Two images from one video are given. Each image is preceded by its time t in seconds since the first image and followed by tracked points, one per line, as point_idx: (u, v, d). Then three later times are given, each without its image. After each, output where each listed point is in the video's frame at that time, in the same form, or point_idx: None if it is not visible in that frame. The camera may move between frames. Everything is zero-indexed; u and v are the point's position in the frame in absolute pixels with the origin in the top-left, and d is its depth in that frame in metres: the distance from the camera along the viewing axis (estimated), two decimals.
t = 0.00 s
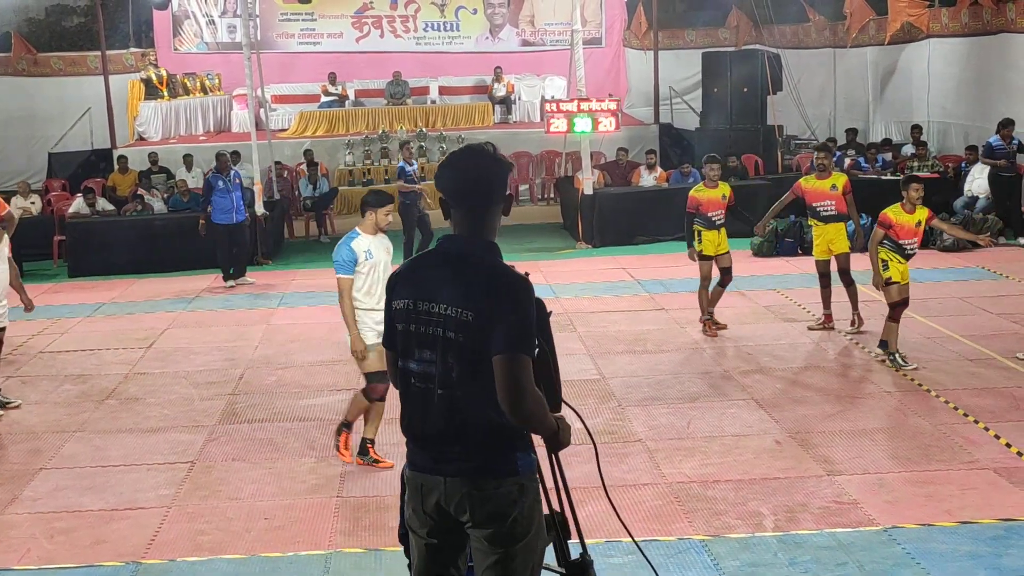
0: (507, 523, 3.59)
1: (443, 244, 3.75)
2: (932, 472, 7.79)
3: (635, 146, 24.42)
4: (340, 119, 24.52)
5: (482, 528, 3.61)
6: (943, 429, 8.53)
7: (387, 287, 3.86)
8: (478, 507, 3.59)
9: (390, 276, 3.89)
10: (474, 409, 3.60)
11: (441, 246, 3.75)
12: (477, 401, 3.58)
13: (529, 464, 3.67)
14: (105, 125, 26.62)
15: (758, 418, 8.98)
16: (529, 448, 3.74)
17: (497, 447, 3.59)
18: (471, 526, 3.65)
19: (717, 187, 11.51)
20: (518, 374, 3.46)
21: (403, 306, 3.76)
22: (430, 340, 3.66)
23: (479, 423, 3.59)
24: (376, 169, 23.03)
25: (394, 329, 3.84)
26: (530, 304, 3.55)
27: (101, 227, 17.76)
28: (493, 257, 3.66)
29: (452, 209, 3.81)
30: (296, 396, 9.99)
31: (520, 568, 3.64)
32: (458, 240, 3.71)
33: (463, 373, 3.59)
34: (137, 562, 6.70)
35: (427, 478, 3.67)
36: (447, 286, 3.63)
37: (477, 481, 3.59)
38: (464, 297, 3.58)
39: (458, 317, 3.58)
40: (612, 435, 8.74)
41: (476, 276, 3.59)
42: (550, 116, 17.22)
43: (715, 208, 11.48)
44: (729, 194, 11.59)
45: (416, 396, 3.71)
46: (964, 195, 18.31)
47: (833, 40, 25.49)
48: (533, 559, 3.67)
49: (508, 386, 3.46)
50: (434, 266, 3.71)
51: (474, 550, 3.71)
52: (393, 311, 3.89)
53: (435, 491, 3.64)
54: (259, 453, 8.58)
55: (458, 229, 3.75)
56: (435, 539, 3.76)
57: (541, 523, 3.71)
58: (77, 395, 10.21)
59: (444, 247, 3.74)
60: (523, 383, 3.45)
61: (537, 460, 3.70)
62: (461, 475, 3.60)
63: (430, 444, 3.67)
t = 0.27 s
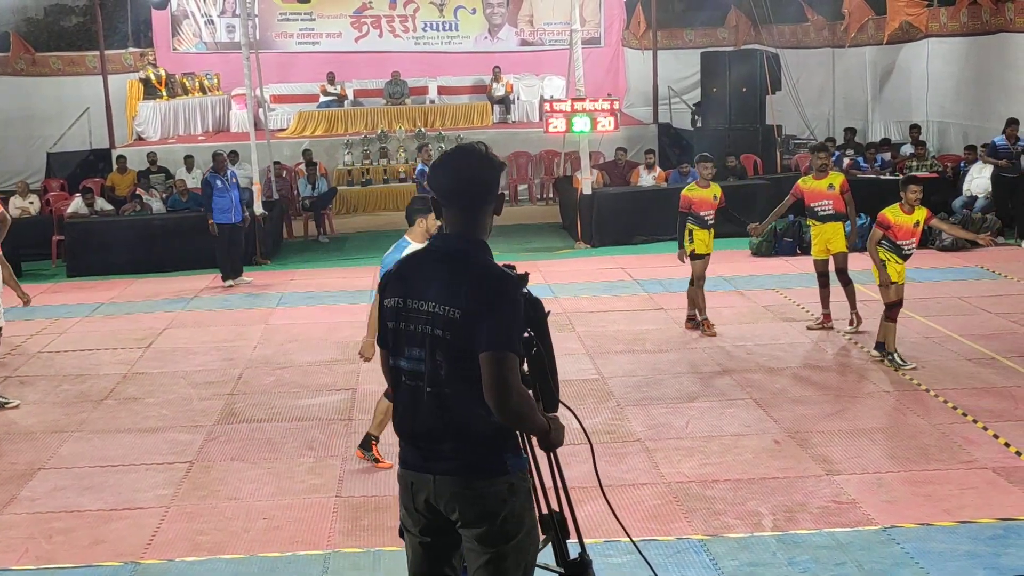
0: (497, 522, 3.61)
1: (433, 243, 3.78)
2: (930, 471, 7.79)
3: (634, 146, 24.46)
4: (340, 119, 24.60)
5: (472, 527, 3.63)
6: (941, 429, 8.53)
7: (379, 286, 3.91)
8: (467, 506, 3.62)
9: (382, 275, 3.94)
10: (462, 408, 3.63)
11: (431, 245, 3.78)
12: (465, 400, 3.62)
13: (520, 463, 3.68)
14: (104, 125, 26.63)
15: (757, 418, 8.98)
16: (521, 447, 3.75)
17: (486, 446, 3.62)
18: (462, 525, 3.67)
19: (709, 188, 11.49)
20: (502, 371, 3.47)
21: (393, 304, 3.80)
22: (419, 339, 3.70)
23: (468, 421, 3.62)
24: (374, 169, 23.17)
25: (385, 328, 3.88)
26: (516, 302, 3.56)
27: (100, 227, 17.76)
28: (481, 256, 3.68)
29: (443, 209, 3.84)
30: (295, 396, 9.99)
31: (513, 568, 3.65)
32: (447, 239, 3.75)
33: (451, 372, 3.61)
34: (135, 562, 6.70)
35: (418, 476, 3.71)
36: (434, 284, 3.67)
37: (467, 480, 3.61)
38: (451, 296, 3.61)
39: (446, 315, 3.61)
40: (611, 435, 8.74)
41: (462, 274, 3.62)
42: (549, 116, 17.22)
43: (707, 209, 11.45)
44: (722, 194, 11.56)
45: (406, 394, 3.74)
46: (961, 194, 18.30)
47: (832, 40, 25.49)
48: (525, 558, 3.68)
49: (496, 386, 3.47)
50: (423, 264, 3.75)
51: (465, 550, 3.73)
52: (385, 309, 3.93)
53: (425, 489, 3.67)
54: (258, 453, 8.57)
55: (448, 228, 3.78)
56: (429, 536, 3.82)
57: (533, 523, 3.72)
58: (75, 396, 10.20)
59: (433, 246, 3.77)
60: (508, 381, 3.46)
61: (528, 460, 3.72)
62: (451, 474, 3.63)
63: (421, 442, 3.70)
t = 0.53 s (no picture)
0: (489, 522, 3.64)
1: (424, 243, 3.79)
2: (929, 471, 7.79)
3: (633, 147, 24.47)
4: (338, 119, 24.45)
5: (465, 526, 3.66)
6: (939, 428, 8.54)
7: (371, 286, 3.92)
8: (458, 503, 3.64)
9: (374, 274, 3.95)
10: (452, 407, 3.65)
11: (422, 246, 3.79)
12: (455, 400, 3.63)
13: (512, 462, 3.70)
14: (102, 126, 26.62)
15: (755, 418, 8.98)
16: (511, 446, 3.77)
17: (477, 446, 3.65)
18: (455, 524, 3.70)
19: (704, 188, 11.50)
20: (489, 370, 3.48)
21: (385, 304, 3.81)
22: (409, 339, 3.71)
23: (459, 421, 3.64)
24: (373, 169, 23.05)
25: (377, 327, 3.89)
26: (502, 302, 3.57)
27: (99, 227, 17.74)
28: (471, 255, 3.70)
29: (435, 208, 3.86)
30: (293, 396, 9.99)
31: (505, 568, 3.67)
32: (436, 239, 3.76)
33: (441, 372, 3.63)
34: (134, 562, 6.70)
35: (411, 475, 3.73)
36: (423, 283, 3.68)
37: (459, 479, 3.64)
38: (440, 297, 3.62)
39: (435, 316, 3.62)
40: (609, 435, 8.74)
41: (449, 274, 3.63)
42: (547, 116, 17.22)
43: (700, 209, 11.47)
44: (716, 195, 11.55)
45: (398, 394, 3.76)
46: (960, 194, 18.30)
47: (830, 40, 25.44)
48: (518, 557, 3.70)
49: (485, 387, 3.49)
50: (414, 265, 3.76)
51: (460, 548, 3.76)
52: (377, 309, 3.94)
53: (417, 488, 3.70)
54: (256, 453, 8.57)
55: (439, 228, 3.80)
56: (424, 533, 3.85)
57: (525, 522, 3.74)
58: (74, 396, 10.20)
59: (424, 247, 3.78)
60: (495, 381, 3.48)
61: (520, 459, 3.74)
62: (443, 473, 3.65)
63: (414, 442, 3.73)
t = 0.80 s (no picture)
0: (473, 525, 3.66)
1: (408, 245, 3.79)
2: (917, 475, 7.80)
3: (623, 150, 24.50)
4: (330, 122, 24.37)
5: (450, 529, 3.68)
6: (928, 432, 8.55)
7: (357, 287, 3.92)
8: (442, 505, 3.67)
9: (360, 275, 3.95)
10: (436, 410, 3.66)
11: (407, 248, 3.79)
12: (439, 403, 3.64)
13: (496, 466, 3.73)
14: (92, 128, 26.60)
15: (745, 421, 8.99)
16: (495, 448, 3.78)
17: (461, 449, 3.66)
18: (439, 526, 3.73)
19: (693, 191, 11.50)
20: (467, 373, 3.48)
21: (369, 305, 3.81)
22: (393, 341, 3.72)
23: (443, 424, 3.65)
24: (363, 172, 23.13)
25: (362, 328, 3.90)
26: (484, 305, 3.58)
27: (88, 229, 17.71)
28: (455, 259, 3.70)
29: (421, 209, 3.85)
30: (283, 399, 9.98)
31: (490, 569, 3.71)
32: (421, 241, 3.76)
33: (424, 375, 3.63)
34: (123, 566, 6.68)
35: (395, 477, 3.75)
36: (407, 285, 3.68)
37: (443, 482, 3.66)
38: (423, 299, 3.62)
39: (417, 318, 3.62)
40: (600, 438, 8.74)
41: (431, 276, 3.63)
42: (537, 119, 17.29)
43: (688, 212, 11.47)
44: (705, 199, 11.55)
45: (383, 395, 3.77)
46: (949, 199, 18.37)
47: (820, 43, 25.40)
48: (503, 559, 3.73)
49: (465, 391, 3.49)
50: (398, 266, 3.76)
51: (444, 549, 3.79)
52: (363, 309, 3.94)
53: (401, 490, 3.71)
54: (246, 456, 8.56)
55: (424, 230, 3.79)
56: (410, 534, 3.87)
57: (510, 524, 3.77)
58: (63, 399, 10.17)
59: (409, 248, 3.78)
60: (474, 384, 3.49)
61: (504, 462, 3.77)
62: (426, 476, 3.67)
63: (398, 444, 3.74)
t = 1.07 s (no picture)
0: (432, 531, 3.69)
1: (371, 252, 3.80)
2: (882, 483, 7.84)
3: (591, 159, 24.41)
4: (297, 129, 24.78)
5: (410, 535, 3.71)
6: (894, 441, 8.59)
7: (320, 293, 3.94)
8: (402, 513, 3.68)
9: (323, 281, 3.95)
10: (394, 417, 3.66)
11: (369, 255, 3.80)
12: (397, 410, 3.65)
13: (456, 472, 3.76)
14: (58, 133, 26.32)
15: (711, 430, 9.00)
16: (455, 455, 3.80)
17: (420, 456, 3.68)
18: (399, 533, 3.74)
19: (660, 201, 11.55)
20: (420, 382, 3.48)
21: (330, 311, 3.82)
22: (352, 347, 3.72)
23: (402, 431, 3.66)
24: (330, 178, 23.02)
25: (324, 333, 3.91)
26: (442, 313, 3.60)
27: (53, 234, 17.60)
28: (415, 266, 3.72)
29: (383, 216, 3.87)
30: (249, 406, 9.93)
31: None
32: (383, 248, 3.77)
33: (382, 381, 3.64)
34: (85, 573, 6.63)
35: (355, 482, 3.76)
36: (368, 291, 3.68)
37: (402, 488, 3.67)
38: (381, 306, 3.62)
39: (375, 324, 3.62)
40: (567, 446, 8.74)
41: (389, 284, 3.64)
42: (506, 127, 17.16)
43: (658, 221, 11.50)
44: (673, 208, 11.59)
45: (343, 401, 3.77)
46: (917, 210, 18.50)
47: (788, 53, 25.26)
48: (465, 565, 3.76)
49: (417, 399, 3.49)
50: (359, 273, 3.77)
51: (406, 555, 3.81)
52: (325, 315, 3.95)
53: (361, 497, 3.73)
54: (211, 464, 8.52)
55: (385, 238, 3.81)
56: (373, 539, 3.89)
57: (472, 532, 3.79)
58: (28, 405, 10.10)
59: (371, 256, 3.79)
60: (427, 391, 3.49)
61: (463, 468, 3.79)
62: (386, 482, 3.69)
63: (358, 451, 3.76)
